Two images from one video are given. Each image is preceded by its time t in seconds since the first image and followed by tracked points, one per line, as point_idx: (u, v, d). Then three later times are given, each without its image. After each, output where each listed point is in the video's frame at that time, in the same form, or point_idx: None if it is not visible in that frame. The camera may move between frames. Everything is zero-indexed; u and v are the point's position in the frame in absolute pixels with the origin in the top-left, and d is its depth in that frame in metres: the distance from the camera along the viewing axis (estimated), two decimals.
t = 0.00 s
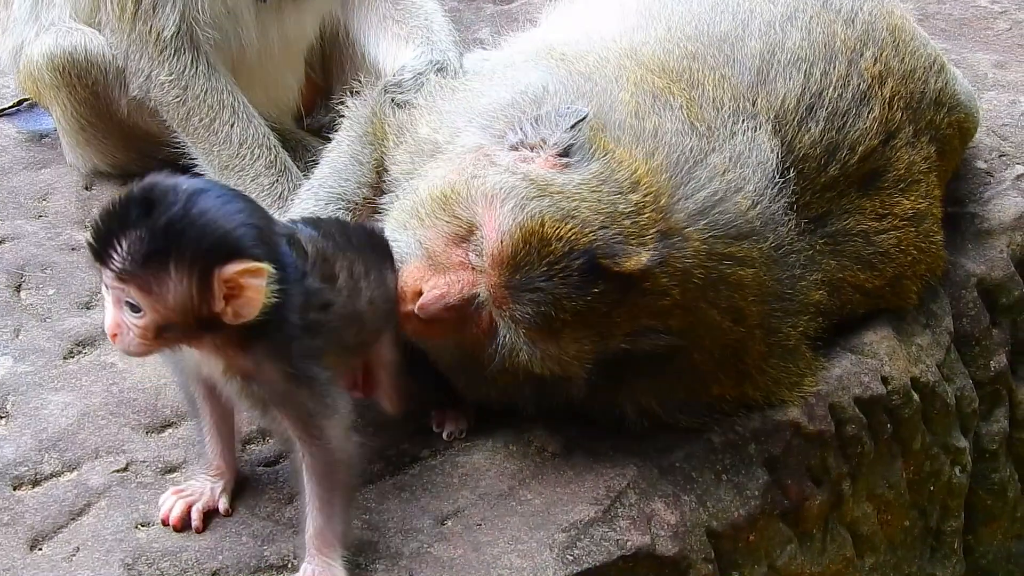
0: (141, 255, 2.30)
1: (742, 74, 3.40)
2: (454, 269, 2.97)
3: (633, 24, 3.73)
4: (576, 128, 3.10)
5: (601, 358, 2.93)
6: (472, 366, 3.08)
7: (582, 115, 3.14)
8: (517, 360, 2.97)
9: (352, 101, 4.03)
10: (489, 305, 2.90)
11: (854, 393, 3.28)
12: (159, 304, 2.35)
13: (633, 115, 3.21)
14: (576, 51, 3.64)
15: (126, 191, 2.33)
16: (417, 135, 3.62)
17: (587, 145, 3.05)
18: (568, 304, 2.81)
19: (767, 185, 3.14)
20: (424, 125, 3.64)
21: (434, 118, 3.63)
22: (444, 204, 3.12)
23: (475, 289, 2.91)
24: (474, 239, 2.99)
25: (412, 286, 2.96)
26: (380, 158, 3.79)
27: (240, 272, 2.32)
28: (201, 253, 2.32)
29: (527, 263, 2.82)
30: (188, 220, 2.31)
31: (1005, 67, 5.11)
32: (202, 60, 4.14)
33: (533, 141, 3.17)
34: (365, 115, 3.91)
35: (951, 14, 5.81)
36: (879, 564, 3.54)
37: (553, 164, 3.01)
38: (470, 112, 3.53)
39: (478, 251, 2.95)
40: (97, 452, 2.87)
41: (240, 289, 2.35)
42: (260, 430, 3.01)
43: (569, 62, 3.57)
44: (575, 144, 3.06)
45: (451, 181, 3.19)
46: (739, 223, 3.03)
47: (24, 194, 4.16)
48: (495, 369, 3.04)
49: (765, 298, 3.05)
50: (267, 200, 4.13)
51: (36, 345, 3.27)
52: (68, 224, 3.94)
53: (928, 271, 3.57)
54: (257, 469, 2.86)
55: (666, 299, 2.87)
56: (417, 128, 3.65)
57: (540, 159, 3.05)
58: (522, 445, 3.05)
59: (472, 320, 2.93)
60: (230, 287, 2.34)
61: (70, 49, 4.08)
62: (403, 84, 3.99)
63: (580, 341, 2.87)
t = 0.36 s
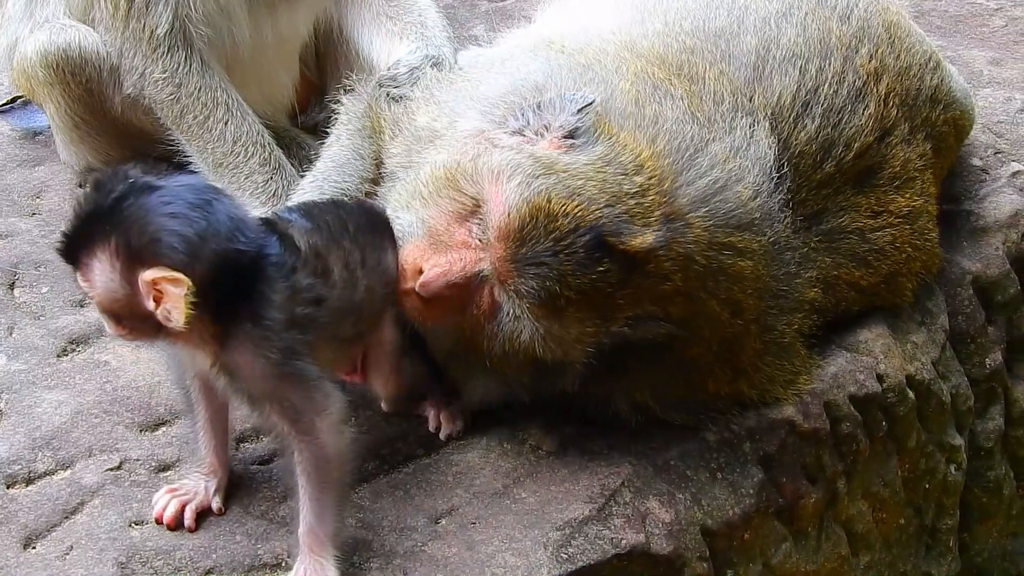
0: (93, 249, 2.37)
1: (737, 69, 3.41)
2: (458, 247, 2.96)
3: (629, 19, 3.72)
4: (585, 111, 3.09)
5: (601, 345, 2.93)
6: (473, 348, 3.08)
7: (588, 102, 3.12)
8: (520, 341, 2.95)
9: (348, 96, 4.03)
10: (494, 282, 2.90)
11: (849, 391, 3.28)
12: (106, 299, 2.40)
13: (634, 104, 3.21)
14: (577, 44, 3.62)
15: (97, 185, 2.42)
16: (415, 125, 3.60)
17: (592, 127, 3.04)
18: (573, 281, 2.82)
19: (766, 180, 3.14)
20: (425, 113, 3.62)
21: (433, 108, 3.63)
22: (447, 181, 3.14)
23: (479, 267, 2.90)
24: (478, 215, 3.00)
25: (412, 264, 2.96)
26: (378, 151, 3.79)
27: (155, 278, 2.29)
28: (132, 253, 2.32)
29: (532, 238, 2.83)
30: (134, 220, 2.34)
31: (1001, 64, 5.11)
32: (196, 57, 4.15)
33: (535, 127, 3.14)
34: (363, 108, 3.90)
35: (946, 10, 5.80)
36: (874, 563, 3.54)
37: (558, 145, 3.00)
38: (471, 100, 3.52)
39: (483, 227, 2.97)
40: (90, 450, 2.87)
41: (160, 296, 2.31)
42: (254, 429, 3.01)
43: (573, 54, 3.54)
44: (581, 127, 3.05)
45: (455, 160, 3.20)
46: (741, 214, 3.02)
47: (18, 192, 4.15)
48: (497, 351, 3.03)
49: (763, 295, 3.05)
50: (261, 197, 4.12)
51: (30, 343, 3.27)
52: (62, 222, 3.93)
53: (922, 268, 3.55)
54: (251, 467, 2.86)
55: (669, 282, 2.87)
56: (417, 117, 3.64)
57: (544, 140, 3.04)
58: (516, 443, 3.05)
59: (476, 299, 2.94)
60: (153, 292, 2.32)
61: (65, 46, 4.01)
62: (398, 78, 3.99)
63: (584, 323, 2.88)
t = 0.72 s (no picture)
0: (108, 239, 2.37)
1: (732, 62, 3.40)
2: (457, 252, 2.96)
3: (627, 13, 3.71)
4: (568, 105, 3.12)
5: (606, 336, 2.96)
6: (476, 354, 3.05)
7: (572, 96, 3.14)
8: (527, 340, 2.94)
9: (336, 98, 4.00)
10: (497, 282, 2.90)
11: (847, 386, 3.27)
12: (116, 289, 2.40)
13: (624, 94, 3.22)
14: (571, 37, 3.62)
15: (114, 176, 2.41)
16: (408, 124, 3.62)
17: (576, 122, 3.07)
18: (574, 272, 2.85)
19: (761, 169, 3.15)
20: (417, 110, 3.64)
21: (425, 106, 3.64)
22: (437, 188, 3.15)
23: (480, 268, 2.90)
24: (473, 218, 3.00)
25: (414, 272, 2.95)
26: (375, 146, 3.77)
27: (162, 273, 2.28)
28: (143, 245, 2.32)
29: (531, 233, 2.86)
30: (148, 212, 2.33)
31: (1000, 59, 5.10)
32: (193, 52, 4.14)
33: (521, 125, 3.17)
34: (354, 105, 3.88)
35: (946, 5, 5.80)
36: (872, 558, 3.54)
37: (545, 139, 3.04)
38: (464, 99, 3.51)
39: (480, 229, 2.96)
40: (88, 445, 2.87)
41: (166, 290, 2.30)
42: (252, 424, 3.01)
43: (563, 47, 3.56)
44: (566, 120, 3.08)
45: (445, 164, 3.21)
46: (737, 199, 3.04)
47: (16, 186, 4.15)
48: (502, 354, 3.01)
49: (762, 288, 3.07)
50: (258, 192, 4.12)
51: (28, 337, 3.27)
52: (60, 216, 3.93)
53: (919, 260, 3.55)
54: (249, 462, 2.87)
55: (668, 267, 2.91)
56: (409, 115, 3.66)
57: (532, 136, 3.08)
58: (514, 438, 3.05)
59: (480, 302, 2.91)
60: (160, 286, 2.31)
61: (62, 41, 4.02)
62: (393, 72, 4.02)
63: (590, 314, 2.91)
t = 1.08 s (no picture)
0: (94, 249, 2.30)
1: (729, 56, 3.40)
2: (447, 254, 2.94)
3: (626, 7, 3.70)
4: (557, 103, 3.13)
5: (599, 334, 2.96)
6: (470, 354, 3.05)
7: (563, 93, 3.17)
8: (519, 340, 2.94)
9: (338, 84, 4.01)
10: (489, 284, 2.89)
11: (848, 380, 3.27)
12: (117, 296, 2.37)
13: (617, 91, 3.23)
14: (566, 32, 3.63)
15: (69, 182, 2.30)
16: (401, 122, 3.60)
17: (569, 120, 3.08)
18: (564, 273, 2.86)
19: (759, 163, 3.16)
20: (412, 108, 3.63)
21: (421, 103, 3.63)
22: (427, 189, 3.11)
23: (472, 271, 2.89)
24: (463, 219, 2.97)
25: (406, 275, 2.93)
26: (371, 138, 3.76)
27: (183, 260, 2.34)
28: (151, 242, 2.32)
29: (522, 235, 2.85)
30: (141, 212, 2.31)
31: (1001, 53, 5.09)
32: (194, 48, 4.14)
33: (512, 124, 3.18)
34: (351, 99, 3.89)
35: None
36: (874, 552, 3.54)
37: (535, 138, 3.04)
38: (459, 96, 3.50)
39: (469, 231, 2.94)
40: (89, 441, 2.86)
41: (188, 275, 2.37)
42: (253, 420, 3.02)
43: (559, 44, 3.55)
44: (555, 120, 3.09)
45: (436, 165, 3.17)
46: (729, 193, 3.05)
47: (16, 182, 4.15)
48: (495, 353, 3.01)
49: (759, 282, 3.07)
50: (259, 188, 4.11)
51: (28, 333, 3.27)
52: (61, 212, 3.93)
53: (920, 254, 3.55)
54: (250, 458, 2.87)
55: (660, 264, 2.91)
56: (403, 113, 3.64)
57: (521, 137, 3.08)
58: (515, 433, 3.06)
59: (472, 302, 2.91)
60: (179, 274, 2.36)
61: (61, 37, 4.02)
62: (393, 67, 3.99)
63: (582, 313, 2.91)
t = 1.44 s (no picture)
0: (213, 282, 2.28)
1: (727, 55, 3.40)
2: (435, 253, 2.96)
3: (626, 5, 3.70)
4: (551, 105, 3.14)
5: (587, 337, 2.99)
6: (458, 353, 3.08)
7: (556, 95, 3.17)
8: (506, 340, 2.98)
9: (332, 87, 4.01)
10: (475, 285, 2.91)
11: (847, 379, 3.28)
12: (229, 323, 2.36)
13: (609, 94, 3.23)
14: (564, 32, 3.63)
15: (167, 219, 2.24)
16: (396, 120, 3.61)
17: (563, 121, 3.09)
18: (551, 276, 2.87)
19: (755, 164, 3.17)
20: (407, 105, 3.63)
21: (417, 100, 3.62)
22: (417, 187, 3.12)
23: (459, 272, 2.91)
24: (453, 220, 2.97)
25: (394, 274, 2.95)
26: (366, 137, 3.77)
27: (300, 275, 2.38)
28: (264, 263, 2.34)
29: (511, 238, 2.87)
30: (246, 237, 2.30)
31: (1000, 51, 5.10)
32: (203, 41, 4.13)
33: (506, 124, 3.19)
34: (345, 98, 3.89)
35: None
36: (872, 551, 3.55)
37: (526, 141, 3.05)
38: (455, 94, 3.50)
39: (457, 231, 2.95)
40: (89, 435, 2.87)
41: (302, 289, 2.41)
42: (253, 415, 3.02)
43: (557, 43, 3.56)
44: (549, 123, 3.09)
45: (426, 165, 3.19)
46: (718, 199, 3.07)
47: (17, 176, 4.15)
48: (483, 352, 3.04)
49: (756, 281, 3.10)
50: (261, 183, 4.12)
51: (29, 327, 3.27)
52: (61, 207, 3.93)
53: (919, 253, 3.56)
54: (250, 453, 2.88)
55: (648, 269, 2.93)
56: (399, 111, 3.65)
57: (513, 139, 3.08)
58: (514, 430, 3.08)
59: (460, 302, 2.94)
60: (291, 288, 2.40)
61: (63, 31, 4.09)
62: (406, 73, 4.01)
63: (569, 315, 2.93)
